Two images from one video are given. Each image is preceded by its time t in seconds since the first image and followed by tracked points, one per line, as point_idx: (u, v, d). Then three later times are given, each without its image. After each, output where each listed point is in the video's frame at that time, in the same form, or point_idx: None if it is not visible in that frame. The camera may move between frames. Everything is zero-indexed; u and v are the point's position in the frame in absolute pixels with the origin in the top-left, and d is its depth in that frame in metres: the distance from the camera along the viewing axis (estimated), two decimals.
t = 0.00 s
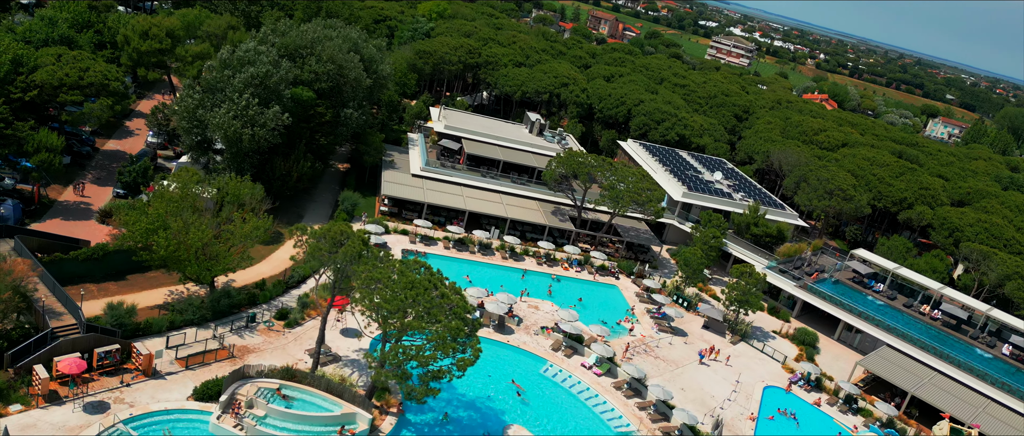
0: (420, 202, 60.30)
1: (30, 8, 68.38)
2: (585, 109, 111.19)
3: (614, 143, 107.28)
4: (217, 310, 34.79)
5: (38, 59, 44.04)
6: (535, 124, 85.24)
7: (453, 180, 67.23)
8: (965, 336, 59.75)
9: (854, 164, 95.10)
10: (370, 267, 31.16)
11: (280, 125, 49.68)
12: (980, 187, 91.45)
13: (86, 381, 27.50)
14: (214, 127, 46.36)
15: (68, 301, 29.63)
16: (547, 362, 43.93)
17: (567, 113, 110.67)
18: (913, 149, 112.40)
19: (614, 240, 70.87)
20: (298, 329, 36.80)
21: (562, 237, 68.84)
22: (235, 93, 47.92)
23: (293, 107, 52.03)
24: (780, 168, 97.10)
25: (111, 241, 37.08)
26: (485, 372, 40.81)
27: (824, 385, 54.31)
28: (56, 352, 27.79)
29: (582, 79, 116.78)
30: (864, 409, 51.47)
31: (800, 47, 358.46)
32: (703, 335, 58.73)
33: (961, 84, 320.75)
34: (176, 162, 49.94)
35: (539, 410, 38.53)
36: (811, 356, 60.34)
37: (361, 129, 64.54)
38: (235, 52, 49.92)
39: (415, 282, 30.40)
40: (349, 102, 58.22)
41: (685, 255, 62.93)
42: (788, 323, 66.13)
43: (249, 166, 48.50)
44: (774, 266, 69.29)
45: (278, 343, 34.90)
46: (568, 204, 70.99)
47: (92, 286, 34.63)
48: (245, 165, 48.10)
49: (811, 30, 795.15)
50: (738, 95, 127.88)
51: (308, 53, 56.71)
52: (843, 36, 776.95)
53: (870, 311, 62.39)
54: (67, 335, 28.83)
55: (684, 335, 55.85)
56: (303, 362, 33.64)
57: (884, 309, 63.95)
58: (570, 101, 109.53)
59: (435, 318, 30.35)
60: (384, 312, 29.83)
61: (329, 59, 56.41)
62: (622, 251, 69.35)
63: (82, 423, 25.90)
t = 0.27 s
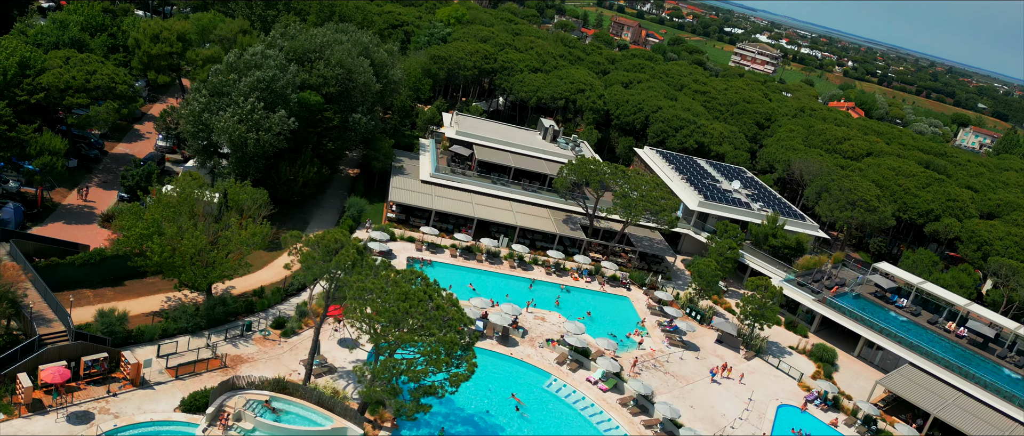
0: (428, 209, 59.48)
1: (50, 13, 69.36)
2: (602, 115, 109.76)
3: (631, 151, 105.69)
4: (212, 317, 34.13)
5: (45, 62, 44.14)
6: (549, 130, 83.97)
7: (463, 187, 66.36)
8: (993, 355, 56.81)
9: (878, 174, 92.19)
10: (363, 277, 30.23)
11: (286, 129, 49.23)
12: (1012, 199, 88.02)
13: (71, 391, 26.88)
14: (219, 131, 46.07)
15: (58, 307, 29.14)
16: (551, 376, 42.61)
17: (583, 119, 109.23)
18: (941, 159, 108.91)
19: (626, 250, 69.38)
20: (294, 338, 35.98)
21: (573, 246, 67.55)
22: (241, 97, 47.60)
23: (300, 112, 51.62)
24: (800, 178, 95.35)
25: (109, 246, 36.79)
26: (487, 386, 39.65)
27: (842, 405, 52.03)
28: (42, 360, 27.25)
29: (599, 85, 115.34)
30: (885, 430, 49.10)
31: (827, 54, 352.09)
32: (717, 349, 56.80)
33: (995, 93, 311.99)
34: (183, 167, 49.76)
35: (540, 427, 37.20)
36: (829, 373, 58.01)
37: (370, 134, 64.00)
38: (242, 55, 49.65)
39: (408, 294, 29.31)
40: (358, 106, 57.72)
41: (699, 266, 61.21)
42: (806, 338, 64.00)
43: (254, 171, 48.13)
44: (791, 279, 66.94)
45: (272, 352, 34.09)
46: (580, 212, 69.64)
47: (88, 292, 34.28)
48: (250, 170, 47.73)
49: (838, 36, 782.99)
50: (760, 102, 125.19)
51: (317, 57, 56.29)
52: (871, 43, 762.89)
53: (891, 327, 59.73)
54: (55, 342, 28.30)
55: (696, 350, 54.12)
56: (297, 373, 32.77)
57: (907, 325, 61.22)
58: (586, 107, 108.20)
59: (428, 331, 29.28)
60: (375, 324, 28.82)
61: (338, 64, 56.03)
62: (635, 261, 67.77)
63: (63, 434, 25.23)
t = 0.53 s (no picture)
0: (435, 216, 58.66)
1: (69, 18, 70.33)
2: (619, 122, 108.26)
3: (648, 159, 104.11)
4: (205, 325, 33.51)
5: (53, 65, 44.26)
6: (563, 137, 83.18)
7: (473, 193, 65.46)
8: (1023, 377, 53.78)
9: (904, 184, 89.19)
10: (354, 287, 29.37)
11: (292, 134, 48.78)
12: None
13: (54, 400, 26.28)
14: (224, 136, 45.81)
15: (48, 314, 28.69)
16: (555, 391, 41.33)
17: (599, 126, 107.75)
18: (972, 170, 105.18)
19: (639, 260, 67.83)
20: (290, 348, 35.19)
21: (584, 255, 66.19)
22: (246, 102, 47.31)
23: (306, 117, 51.23)
24: (822, 188, 92.71)
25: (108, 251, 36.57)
26: (486, 401, 38.51)
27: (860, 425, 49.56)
28: (28, 368, 26.73)
29: (616, 92, 113.75)
30: None
31: (855, 62, 345.47)
32: (730, 365, 54.76)
33: None
34: (190, 171, 49.59)
35: None
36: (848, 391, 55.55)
37: (379, 139, 63.42)
38: (249, 60, 49.39)
39: (400, 306, 28.27)
40: (367, 112, 57.19)
41: (712, 278, 59.43)
42: (825, 355, 61.37)
43: (259, 176, 47.83)
44: (809, 293, 64.52)
45: (266, 363, 33.32)
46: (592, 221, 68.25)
47: (83, 297, 33.98)
48: (255, 175, 47.42)
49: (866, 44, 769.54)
50: (783, 110, 122.14)
51: (325, 61, 55.89)
52: (900, 51, 748.42)
53: (914, 344, 57.00)
54: (42, 349, 27.82)
55: (707, 365, 52.29)
56: (289, 384, 31.95)
57: (931, 343, 58.38)
58: (603, 113, 106.80)
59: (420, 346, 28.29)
60: (363, 337, 27.80)
61: (347, 68, 55.66)
62: (647, 272, 66.14)
63: None
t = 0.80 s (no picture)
0: (442, 224, 57.77)
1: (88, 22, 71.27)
2: (636, 129, 106.69)
3: (664, 167, 102.43)
4: (199, 333, 32.86)
5: (60, 68, 44.36)
6: (576, 145, 81.81)
7: (482, 201, 64.49)
8: None
9: (931, 196, 86.15)
10: (345, 298, 28.41)
11: (297, 139, 48.26)
12: None
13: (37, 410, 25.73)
14: (228, 141, 45.43)
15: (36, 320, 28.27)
16: (558, 408, 39.88)
17: (615, 133, 106.19)
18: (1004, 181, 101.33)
19: (651, 271, 66.24)
20: (285, 358, 34.38)
21: (594, 265, 64.83)
22: (251, 106, 46.89)
23: (312, 121, 50.72)
24: (845, 199, 90.13)
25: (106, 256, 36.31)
26: (486, 417, 37.32)
27: None
28: (12, 376, 26.24)
29: (634, 98, 112.14)
30: None
31: (884, 70, 338.52)
32: (743, 382, 52.75)
33: None
34: (196, 176, 49.36)
35: None
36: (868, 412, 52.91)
37: (388, 145, 62.77)
38: (256, 63, 49.06)
39: (390, 318, 27.20)
40: (375, 117, 56.54)
41: (727, 291, 57.54)
42: (842, 373, 58.07)
43: (264, 182, 47.38)
44: (828, 308, 62.11)
45: (259, 373, 32.50)
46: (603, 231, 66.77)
47: (78, 303, 33.66)
48: (259, 181, 46.96)
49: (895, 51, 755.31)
50: (805, 118, 119.14)
51: (334, 66, 55.39)
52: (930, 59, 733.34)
53: (938, 364, 54.40)
54: (28, 357, 27.38)
55: (719, 382, 50.36)
56: (281, 397, 31.09)
57: (956, 363, 55.71)
58: (619, 120, 105.25)
59: (411, 361, 27.23)
60: (351, 351, 26.79)
61: (355, 73, 55.11)
62: (660, 284, 64.46)
63: None
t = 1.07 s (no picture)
0: (449, 231, 56.85)
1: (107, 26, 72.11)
2: (653, 137, 104.98)
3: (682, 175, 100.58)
4: (191, 342, 32.19)
5: (67, 71, 44.40)
6: (590, 152, 80.91)
7: (491, 208, 63.48)
8: None
9: (959, 208, 83.06)
10: (334, 309, 27.48)
11: (302, 144, 47.75)
12: None
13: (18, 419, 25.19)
14: (232, 145, 45.05)
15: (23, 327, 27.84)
16: (560, 424, 38.36)
17: (632, 140, 104.53)
18: None
19: (664, 283, 64.60)
20: (278, 369, 33.56)
21: (605, 276, 63.39)
22: (256, 110, 46.49)
23: (318, 126, 50.20)
24: (868, 211, 87.31)
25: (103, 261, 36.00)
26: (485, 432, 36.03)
27: None
28: None
29: (652, 105, 110.41)
30: None
31: (914, 78, 330.71)
32: (756, 399, 50.76)
33: None
34: (202, 181, 49.11)
35: None
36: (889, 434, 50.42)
37: (397, 151, 62.12)
38: (262, 67, 48.74)
39: (379, 331, 26.17)
40: (383, 122, 55.92)
41: (741, 305, 55.63)
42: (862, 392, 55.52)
43: (268, 187, 46.91)
44: (847, 324, 59.66)
45: (251, 384, 31.73)
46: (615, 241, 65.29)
47: (72, 308, 33.30)
48: (263, 186, 46.50)
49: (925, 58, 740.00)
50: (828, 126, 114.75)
51: (341, 70, 54.87)
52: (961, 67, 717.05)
53: (963, 384, 51.78)
54: (14, 365, 26.92)
55: (731, 400, 48.42)
56: (270, 409, 30.20)
57: (983, 384, 53.04)
58: (636, 127, 103.60)
59: (399, 376, 26.14)
60: (337, 365, 25.77)
61: (363, 77, 54.57)
62: (672, 296, 62.75)
63: None
